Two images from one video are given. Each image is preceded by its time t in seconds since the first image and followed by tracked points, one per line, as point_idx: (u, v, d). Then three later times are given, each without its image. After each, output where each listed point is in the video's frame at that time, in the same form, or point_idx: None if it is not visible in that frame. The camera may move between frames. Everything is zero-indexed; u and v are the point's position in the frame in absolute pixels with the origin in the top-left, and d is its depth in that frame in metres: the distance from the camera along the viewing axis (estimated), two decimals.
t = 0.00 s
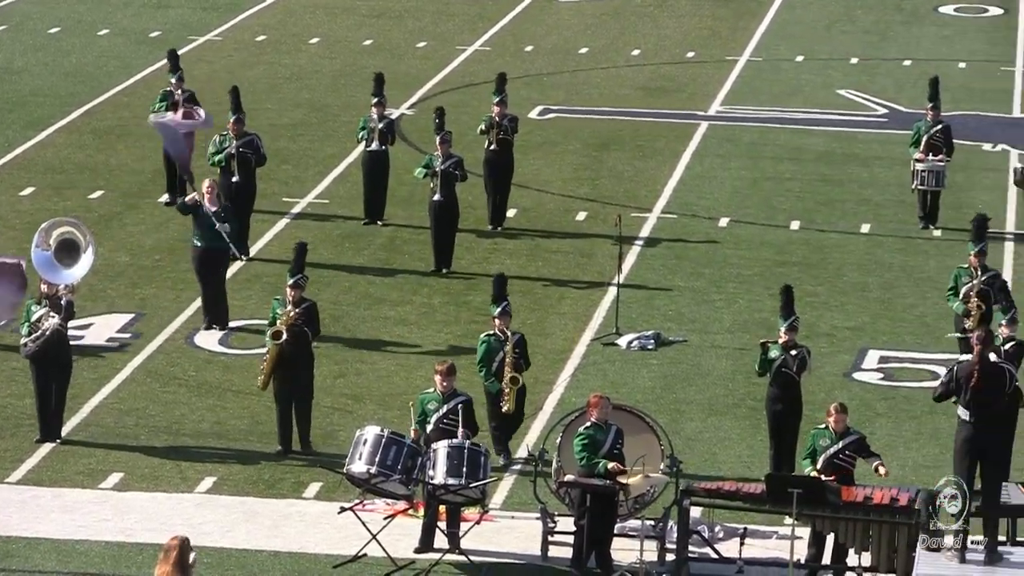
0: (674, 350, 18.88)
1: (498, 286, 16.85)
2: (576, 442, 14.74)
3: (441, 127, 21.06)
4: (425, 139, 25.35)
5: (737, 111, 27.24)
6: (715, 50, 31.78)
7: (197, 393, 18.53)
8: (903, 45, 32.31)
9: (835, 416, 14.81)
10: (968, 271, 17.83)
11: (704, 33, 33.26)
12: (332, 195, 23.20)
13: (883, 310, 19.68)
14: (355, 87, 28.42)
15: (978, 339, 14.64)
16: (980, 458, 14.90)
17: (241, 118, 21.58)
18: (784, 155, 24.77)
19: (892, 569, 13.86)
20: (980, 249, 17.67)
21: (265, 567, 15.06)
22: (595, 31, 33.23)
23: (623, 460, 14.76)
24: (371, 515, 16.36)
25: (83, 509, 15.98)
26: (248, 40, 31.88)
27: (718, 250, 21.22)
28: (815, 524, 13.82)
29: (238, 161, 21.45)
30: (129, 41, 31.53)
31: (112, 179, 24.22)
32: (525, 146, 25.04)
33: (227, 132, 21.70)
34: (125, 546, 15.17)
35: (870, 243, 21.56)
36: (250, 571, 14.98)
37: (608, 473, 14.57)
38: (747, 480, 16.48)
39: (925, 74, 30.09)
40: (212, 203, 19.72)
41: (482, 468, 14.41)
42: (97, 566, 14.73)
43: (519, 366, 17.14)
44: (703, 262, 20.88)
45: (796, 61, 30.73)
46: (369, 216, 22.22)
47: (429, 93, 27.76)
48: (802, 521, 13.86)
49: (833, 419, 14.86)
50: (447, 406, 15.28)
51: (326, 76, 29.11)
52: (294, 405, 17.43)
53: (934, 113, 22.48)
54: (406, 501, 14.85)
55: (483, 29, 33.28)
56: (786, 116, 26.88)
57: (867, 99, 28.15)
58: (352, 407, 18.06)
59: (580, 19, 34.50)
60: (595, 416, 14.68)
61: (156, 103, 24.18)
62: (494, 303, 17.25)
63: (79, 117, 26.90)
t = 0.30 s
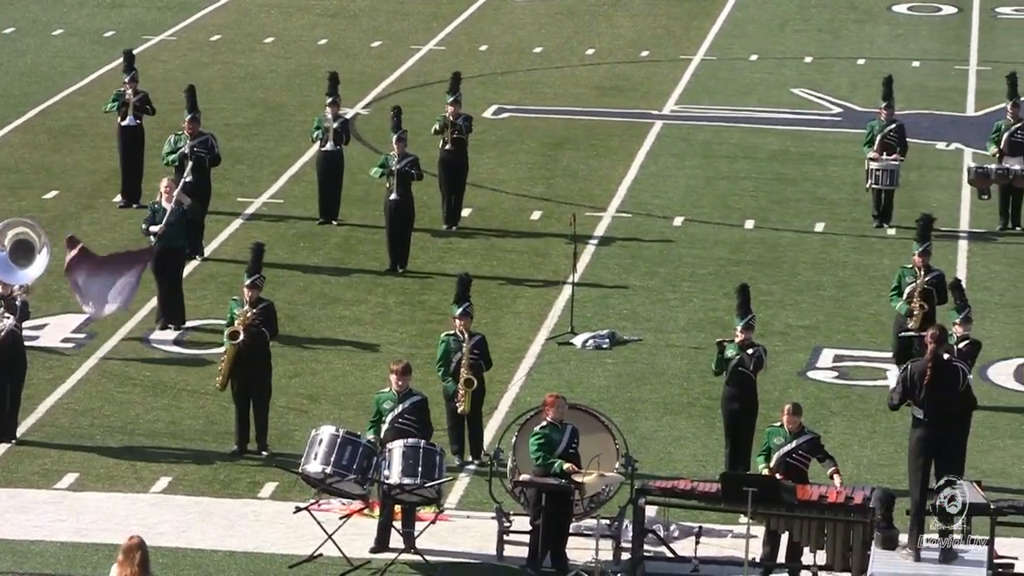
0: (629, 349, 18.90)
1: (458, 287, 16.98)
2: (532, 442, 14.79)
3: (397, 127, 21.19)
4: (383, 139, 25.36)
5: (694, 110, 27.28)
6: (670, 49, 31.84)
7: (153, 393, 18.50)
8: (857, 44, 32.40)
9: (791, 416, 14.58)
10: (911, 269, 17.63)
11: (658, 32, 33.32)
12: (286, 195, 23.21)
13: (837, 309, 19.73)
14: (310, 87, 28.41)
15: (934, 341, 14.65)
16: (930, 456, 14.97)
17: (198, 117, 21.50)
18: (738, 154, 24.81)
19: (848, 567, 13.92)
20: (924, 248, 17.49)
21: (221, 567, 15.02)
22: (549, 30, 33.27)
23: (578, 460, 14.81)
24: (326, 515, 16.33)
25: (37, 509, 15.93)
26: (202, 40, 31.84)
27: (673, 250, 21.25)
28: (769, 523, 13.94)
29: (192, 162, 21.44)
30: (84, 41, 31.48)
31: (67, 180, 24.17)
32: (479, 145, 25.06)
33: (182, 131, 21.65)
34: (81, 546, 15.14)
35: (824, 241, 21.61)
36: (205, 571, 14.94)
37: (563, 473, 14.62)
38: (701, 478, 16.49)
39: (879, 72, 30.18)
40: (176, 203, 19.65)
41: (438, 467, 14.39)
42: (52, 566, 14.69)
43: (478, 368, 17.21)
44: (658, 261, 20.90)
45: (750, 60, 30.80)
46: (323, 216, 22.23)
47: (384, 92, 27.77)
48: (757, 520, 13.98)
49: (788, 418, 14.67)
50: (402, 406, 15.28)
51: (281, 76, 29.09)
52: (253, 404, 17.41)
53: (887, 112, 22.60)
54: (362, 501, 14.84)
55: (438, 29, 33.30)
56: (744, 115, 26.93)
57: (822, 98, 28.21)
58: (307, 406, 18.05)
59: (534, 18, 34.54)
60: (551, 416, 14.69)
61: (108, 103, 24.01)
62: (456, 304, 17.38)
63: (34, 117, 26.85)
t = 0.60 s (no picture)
0: (583, 347, 18.91)
1: (417, 287, 17.08)
2: (487, 440, 14.74)
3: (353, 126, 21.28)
4: (340, 137, 25.35)
5: (651, 108, 27.31)
6: (625, 46, 31.90)
7: (108, 392, 18.46)
8: (811, 41, 32.51)
9: (742, 415, 14.52)
10: (852, 268, 17.54)
11: (613, 30, 33.38)
12: (241, 193, 23.22)
13: (792, 307, 19.76)
14: (265, 85, 28.40)
15: (887, 337, 13.48)
16: (885, 454, 13.82)
17: (152, 115, 21.51)
18: (692, 152, 24.84)
19: (803, 565, 13.90)
20: (868, 247, 17.45)
21: (176, 565, 14.97)
22: (503, 27, 33.33)
23: (533, 458, 14.74)
24: (283, 513, 16.28)
25: None
26: (157, 38, 31.80)
27: (628, 248, 21.27)
28: (724, 520, 13.95)
29: (146, 160, 21.42)
30: (39, 39, 31.41)
31: (22, 179, 24.11)
32: (433, 143, 25.06)
33: (137, 129, 21.66)
34: (37, 546, 15.10)
35: (778, 238, 21.64)
36: (162, 570, 14.89)
37: (519, 470, 14.52)
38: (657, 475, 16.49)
39: (833, 69, 30.25)
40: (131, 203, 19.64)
41: (394, 465, 14.29)
42: (7, 566, 14.65)
43: (435, 367, 17.30)
44: (613, 258, 20.92)
45: (704, 58, 30.88)
46: (278, 214, 22.24)
47: (339, 91, 27.76)
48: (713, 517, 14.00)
49: (739, 417, 14.57)
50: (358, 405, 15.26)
51: (236, 74, 29.07)
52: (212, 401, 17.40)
53: (841, 108, 22.59)
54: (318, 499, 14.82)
55: (392, 27, 33.34)
56: (699, 113, 26.98)
57: (775, 96, 28.26)
58: (262, 404, 18.01)
59: (488, 15, 34.59)
60: (506, 414, 14.64)
61: (62, 102, 23.98)
62: (415, 302, 17.46)
63: None
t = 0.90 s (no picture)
0: (540, 347, 18.94)
1: (376, 287, 17.16)
2: (443, 439, 14.63)
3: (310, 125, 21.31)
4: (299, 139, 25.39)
5: (605, 108, 27.40)
6: (582, 47, 32.06)
7: (65, 393, 18.43)
8: (766, 42, 32.68)
9: (689, 415, 14.58)
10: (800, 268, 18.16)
11: (569, 30, 33.59)
12: (197, 194, 23.31)
13: (748, 306, 19.81)
14: (221, 85, 28.41)
15: (842, 338, 13.43)
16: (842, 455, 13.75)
17: (108, 116, 21.58)
18: (647, 153, 24.92)
19: (759, 564, 13.95)
20: (814, 246, 18.05)
21: (133, 567, 14.92)
22: (460, 28, 33.45)
23: (490, 458, 14.63)
24: (240, 514, 16.22)
25: None
26: (113, 39, 31.75)
27: (584, 249, 21.33)
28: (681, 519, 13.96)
29: (102, 161, 21.43)
30: None
31: None
32: (390, 143, 25.09)
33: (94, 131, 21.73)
34: None
35: (734, 238, 21.70)
36: (118, 571, 14.83)
37: (476, 470, 14.40)
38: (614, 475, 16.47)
39: (790, 70, 30.40)
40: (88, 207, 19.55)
41: (351, 465, 14.24)
42: None
43: (393, 368, 17.19)
44: (570, 259, 20.97)
45: (660, 58, 31.03)
46: (234, 215, 22.29)
47: (295, 92, 27.82)
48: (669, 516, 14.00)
49: (686, 417, 14.60)
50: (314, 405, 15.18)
51: (192, 75, 29.06)
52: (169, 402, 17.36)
53: (796, 108, 22.77)
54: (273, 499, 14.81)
55: (349, 28, 33.44)
56: (654, 113, 27.07)
57: (731, 96, 28.36)
58: (219, 405, 17.99)
59: (444, 15, 34.70)
60: (463, 414, 14.54)
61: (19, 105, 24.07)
62: (374, 303, 17.39)
63: None
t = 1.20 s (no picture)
0: (491, 345, 18.97)
1: (330, 287, 17.09)
2: (396, 438, 14.50)
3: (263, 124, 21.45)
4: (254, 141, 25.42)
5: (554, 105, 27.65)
6: (533, 46, 32.20)
7: (16, 394, 18.36)
8: (718, 40, 32.91)
9: (630, 417, 14.55)
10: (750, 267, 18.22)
11: (519, 29, 33.82)
12: (150, 194, 23.36)
13: (699, 305, 19.90)
14: (173, 85, 28.43)
15: (793, 336, 13.30)
16: (794, 453, 13.63)
17: (60, 116, 21.55)
18: (600, 151, 25.05)
19: (711, 563, 13.92)
20: (764, 245, 18.14)
21: (86, 567, 14.77)
22: (412, 26, 33.63)
23: (442, 457, 14.55)
24: (192, 514, 16.04)
25: None
26: (65, 39, 31.66)
27: (536, 249, 21.40)
28: (633, 518, 13.88)
29: (52, 161, 21.43)
30: None
31: None
32: (341, 142, 25.17)
33: (45, 130, 21.69)
34: None
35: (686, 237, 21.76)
36: (70, 571, 14.68)
37: (428, 469, 14.29)
38: (566, 473, 16.42)
39: (741, 68, 30.56)
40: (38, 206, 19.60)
41: (303, 465, 14.17)
42: None
43: (346, 369, 17.16)
44: (521, 258, 21.09)
45: (611, 56, 31.25)
46: (187, 214, 22.38)
47: (247, 91, 27.96)
48: (621, 515, 13.92)
49: (627, 416, 14.57)
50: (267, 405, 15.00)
51: (144, 74, 29.05)
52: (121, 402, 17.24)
53: (748, 107, 22.84)
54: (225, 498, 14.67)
55: (302, 27, 33.57)
56: (603, 110, 27.28)
57: (682, 94, 28.59)
58: (171, 405, 17.93)
59: (396, 14, 34.87)
60: (415, 413, 14.45)
61: None
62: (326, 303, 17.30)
63: None
